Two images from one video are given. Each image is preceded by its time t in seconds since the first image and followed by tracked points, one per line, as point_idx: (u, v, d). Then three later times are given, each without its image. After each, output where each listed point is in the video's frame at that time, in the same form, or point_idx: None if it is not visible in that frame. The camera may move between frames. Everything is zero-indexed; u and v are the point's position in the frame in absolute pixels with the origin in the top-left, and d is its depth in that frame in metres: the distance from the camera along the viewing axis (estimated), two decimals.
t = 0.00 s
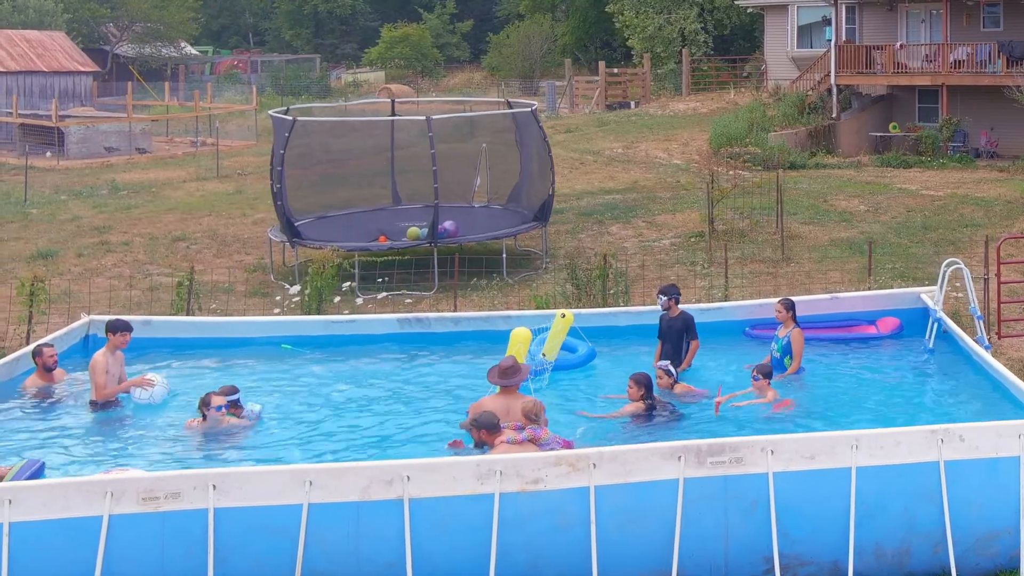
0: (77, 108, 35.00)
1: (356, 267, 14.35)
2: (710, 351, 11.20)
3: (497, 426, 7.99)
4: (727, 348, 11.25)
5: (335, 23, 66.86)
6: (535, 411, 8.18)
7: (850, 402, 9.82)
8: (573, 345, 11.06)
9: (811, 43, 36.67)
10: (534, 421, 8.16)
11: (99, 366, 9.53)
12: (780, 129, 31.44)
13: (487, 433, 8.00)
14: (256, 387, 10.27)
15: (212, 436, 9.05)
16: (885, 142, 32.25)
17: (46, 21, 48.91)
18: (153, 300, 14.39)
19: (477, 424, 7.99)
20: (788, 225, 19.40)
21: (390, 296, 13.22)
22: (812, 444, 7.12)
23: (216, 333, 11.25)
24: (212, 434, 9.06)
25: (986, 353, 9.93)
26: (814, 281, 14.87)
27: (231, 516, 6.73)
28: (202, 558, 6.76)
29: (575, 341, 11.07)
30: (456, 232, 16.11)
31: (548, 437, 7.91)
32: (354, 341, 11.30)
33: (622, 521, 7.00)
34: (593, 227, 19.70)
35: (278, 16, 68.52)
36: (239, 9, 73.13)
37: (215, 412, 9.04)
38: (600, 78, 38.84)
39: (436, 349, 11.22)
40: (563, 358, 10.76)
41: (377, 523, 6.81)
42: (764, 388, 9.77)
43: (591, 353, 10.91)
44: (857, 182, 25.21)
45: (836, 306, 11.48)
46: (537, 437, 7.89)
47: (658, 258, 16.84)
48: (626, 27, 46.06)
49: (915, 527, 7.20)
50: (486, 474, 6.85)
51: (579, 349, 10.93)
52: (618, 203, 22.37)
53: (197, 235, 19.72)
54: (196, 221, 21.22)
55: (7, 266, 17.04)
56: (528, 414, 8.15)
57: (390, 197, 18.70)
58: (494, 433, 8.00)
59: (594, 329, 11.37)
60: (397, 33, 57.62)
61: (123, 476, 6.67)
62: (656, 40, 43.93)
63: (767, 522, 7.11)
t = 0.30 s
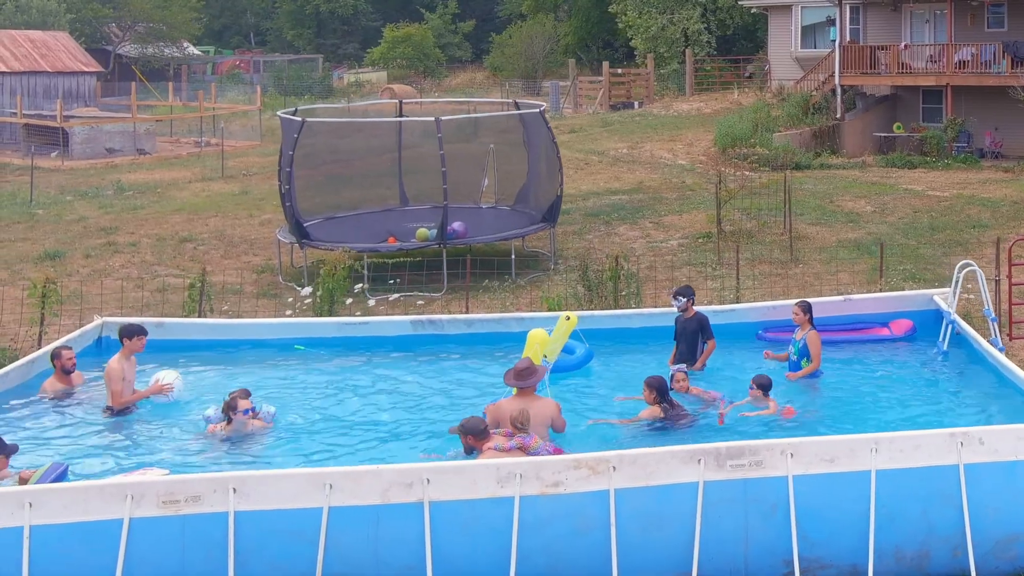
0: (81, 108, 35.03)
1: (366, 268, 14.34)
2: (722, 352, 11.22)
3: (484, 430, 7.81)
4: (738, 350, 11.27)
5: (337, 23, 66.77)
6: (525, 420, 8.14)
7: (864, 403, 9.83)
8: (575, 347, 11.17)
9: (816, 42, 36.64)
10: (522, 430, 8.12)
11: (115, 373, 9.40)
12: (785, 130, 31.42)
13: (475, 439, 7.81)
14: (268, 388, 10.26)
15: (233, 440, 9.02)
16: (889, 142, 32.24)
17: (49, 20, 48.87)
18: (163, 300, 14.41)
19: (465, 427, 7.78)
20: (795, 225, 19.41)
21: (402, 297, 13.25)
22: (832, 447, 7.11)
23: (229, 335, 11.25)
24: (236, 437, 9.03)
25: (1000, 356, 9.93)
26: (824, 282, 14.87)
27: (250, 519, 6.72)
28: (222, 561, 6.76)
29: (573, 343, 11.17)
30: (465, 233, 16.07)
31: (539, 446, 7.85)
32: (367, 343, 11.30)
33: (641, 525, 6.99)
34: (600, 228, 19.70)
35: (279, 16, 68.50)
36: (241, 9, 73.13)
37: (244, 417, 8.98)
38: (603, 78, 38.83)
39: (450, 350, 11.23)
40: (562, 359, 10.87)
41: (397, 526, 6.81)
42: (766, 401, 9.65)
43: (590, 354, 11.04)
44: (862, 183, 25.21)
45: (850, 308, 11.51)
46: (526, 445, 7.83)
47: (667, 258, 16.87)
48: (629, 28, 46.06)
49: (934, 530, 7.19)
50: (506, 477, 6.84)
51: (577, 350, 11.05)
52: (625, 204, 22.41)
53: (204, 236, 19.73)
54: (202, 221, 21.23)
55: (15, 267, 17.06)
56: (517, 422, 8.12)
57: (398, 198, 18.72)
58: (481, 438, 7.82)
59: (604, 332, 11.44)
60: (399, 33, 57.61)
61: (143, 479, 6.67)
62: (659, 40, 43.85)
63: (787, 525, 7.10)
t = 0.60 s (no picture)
0: (85, 108, 35.01)
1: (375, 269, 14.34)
2: (734, 352, 11.22)
3: (469, 437, 7.68)
4: (750, 351, 11.27)
5: (339, 22, 66.69)
6: (511, 425, 8.39)
7: (879, 404, 9.82)
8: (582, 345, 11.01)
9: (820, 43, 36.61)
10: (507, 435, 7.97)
11: (130, 378, 9.36)
12: (789, 130, 31.37)
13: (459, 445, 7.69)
14: (281, 389, 10.24)
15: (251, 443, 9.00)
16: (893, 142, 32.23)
17: (52, 20, 48.80)
18: (172, 301, 14.41)
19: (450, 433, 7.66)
20: (803, 225, 19.42)
21: (412, 297, 13.25)
22: (851, 449, 7.10)
23: (242, 335, 11.26)
24: (256, 439, 9.02)
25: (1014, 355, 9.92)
26: (833, 282, 14.87)
27: (269, 520, 6.71)
28: (242, 563, 6.76)
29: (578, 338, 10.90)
30: (473, 233, 16.05)
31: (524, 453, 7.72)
32: (380, 343, 11.29)
33: (661, 526, 6.98)
34: (607, 228, 19.69)
35: (281, 15, 68.47)
36: (242, 9, 73.10)
37: (265, 419, 8.99)
38: (607, 78, 38.81)
39: (462, 351, 11.23)
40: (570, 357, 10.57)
41: (417, 528, 6.80)
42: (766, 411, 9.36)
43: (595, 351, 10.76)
44: (868, 183, 25.21)
45: (863, 308, 11.54)
46: (511, 452, 7.69)
47: (676, 258, 16.89)
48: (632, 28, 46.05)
49: (954, 531, 7.18)
50: (525, 479, 6.82)
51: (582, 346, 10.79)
52: (631, 204, 22.42)
53: (211, 236, 19.73)
54: (208, 221, 21.22)
55: (23, 267, 17.06)
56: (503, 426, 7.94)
57: (405, 198, 18.72)
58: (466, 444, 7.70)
59: (616, 332, 11.47)
60: (402, 33, 57.57)
61: (163, 481, 6.66)
62: (662, 40, 43.74)
63: (807, 527, 7.09)
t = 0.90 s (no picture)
0: (88, 108, 35.00)
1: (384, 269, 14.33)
2: (747, 352, 11.22)
3: (457, 437, 7.64)
4: (763, 351, 11.26)
5: (340, 22, 66.62)
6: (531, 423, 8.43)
7: (892, 404, 9.79)
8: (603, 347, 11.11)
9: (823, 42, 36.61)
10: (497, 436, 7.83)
11: (144, 378, 9.30)
12: (793, 130, 31.26)
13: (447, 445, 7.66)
14: (293, 389, 10.23)
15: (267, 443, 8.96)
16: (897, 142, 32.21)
17: (54, 20, 48.76)
18: (181, 300, 14.39)
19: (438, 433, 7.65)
20: (809, 226, 19.41)
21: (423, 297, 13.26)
22: (869, 449, 7.09)
23: (255, 336, 11.27)
24: (273, 439, 8.98)
25: None
26: (842, 283, 14.85)
27: (287, 521, 6.70)
28: (259, 563, 6.75)
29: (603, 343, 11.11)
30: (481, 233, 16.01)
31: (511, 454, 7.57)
32: (391, 344, 11.28)
33: (679, 527, 6.97)
34: (613, 228, 19.68)
35: (283, 16, 68.41)
36: (244, 8, 73.05)
37: (282, 416, 8.90)
38: (610, 78, 38.79)
39: (474, 350, 11.24)
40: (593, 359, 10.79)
41: (435, 528, 6.79)
42: (774, 418, 9.20)
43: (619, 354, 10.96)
44: (873, 183, 25.18)
45: (874, 308, 11.55)
46: (499, 453, 7.57)
47: (684, 258, 16.89)
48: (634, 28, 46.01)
49: (972, 532, 7.17)
50: (542, 479, 6.81)
51: (606, 351, 10.97)
52: (637, 204, 22.40)
53: (216, 236, 19.71)
54: (214, 221, 21.21)
55: (30, 267, 17.05)
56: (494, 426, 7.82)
57: (412, 198, 18.71)
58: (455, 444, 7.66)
59: (628, 333, 11.47)
60: (403, 33, 57.50)
61: (180, 481, 6.65)
62: (665, 40, 43.72)
63: (824, 527, 7.08)
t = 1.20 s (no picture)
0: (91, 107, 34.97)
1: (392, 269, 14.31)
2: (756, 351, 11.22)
3: (448, 434, 7.64)
4: (772, 351, 11.26)
5: (342, 22, 66.60)
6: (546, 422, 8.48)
7: (904, 404, 9.78)
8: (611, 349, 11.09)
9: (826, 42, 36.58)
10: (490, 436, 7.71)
11: (158, 377, 9.31)
12: (797, 130, 31.29)
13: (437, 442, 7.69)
14: (303, 389, 10.22)
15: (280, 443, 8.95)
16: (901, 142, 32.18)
17: (56, 19, 48.74)
18: (188, 300, 14.37)
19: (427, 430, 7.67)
20: (815, 225, 19.40)
21: (431, 297, 13.23)
22: (884, 449, 7.08)
23: (266, 335, 11.27)
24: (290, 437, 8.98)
25: None
26: (850, 283, 14.83)
27: (303, 521, 6.69)
28: (274, 562, 6.74)
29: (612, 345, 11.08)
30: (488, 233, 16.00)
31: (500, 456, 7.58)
32: (401, 343, 11.27)
33: (694, 526, 6.97)
34: (619, 228, 19.65)
35: (285, 15, 68.39)
36: (245, 8, 73.01)
37: (296, 416, 8.89)
38: (613, 78, 38.75)
39: (483, 350, 11.25)
40: (602, 361, 10.77)
41: (451, 527, 6.78)
42: (780, 426, 9.15)
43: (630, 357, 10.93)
44: (878, 183, 25.15)
45: (884, 308, 11.55)
46: (489, 453, 7.59)
47: (691, 258, 16.87)
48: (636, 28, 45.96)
49: (987, 531, 7.17)
50: (557, 479, 6.80)
51: (616, 352, 10.96)
52: (642, 203, 22.36)
53: (222, 236, 19.68)
54: (218, 221, 21.19)
55: (35, 267, 17.03)
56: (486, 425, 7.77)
57: (418, 198, 18.68)
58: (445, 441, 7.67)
59: (636, 333, 11.47)
60: (406, 33, 57.46)
61: (195, 481, 6.65)
62: (668, 40, 43.74)
63: (839, 527, 7.08)
